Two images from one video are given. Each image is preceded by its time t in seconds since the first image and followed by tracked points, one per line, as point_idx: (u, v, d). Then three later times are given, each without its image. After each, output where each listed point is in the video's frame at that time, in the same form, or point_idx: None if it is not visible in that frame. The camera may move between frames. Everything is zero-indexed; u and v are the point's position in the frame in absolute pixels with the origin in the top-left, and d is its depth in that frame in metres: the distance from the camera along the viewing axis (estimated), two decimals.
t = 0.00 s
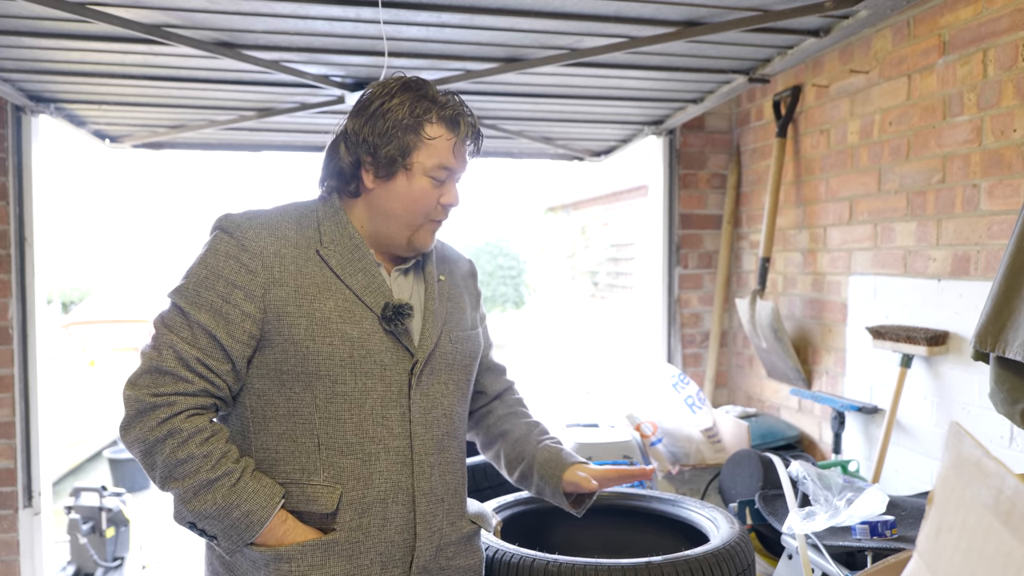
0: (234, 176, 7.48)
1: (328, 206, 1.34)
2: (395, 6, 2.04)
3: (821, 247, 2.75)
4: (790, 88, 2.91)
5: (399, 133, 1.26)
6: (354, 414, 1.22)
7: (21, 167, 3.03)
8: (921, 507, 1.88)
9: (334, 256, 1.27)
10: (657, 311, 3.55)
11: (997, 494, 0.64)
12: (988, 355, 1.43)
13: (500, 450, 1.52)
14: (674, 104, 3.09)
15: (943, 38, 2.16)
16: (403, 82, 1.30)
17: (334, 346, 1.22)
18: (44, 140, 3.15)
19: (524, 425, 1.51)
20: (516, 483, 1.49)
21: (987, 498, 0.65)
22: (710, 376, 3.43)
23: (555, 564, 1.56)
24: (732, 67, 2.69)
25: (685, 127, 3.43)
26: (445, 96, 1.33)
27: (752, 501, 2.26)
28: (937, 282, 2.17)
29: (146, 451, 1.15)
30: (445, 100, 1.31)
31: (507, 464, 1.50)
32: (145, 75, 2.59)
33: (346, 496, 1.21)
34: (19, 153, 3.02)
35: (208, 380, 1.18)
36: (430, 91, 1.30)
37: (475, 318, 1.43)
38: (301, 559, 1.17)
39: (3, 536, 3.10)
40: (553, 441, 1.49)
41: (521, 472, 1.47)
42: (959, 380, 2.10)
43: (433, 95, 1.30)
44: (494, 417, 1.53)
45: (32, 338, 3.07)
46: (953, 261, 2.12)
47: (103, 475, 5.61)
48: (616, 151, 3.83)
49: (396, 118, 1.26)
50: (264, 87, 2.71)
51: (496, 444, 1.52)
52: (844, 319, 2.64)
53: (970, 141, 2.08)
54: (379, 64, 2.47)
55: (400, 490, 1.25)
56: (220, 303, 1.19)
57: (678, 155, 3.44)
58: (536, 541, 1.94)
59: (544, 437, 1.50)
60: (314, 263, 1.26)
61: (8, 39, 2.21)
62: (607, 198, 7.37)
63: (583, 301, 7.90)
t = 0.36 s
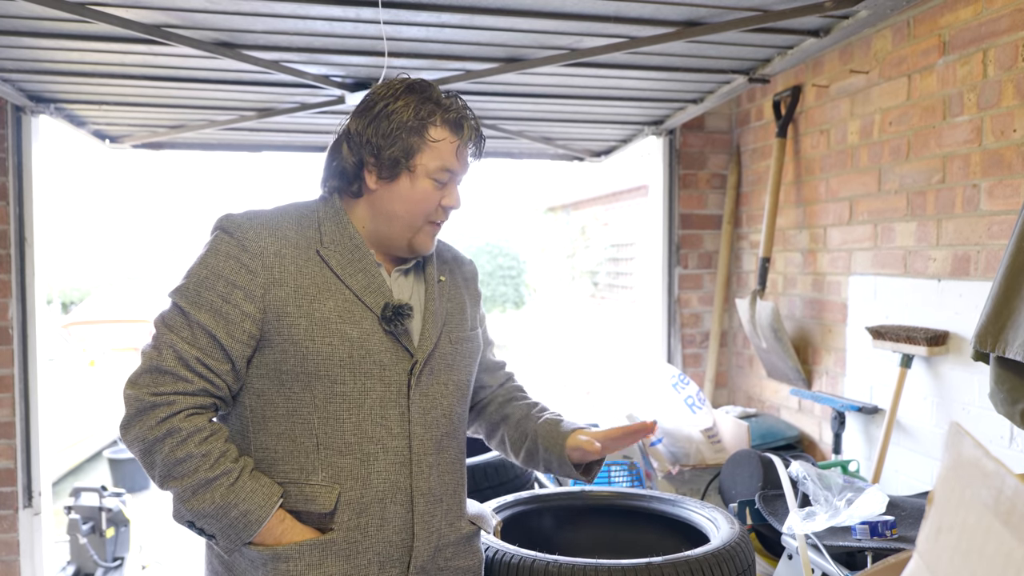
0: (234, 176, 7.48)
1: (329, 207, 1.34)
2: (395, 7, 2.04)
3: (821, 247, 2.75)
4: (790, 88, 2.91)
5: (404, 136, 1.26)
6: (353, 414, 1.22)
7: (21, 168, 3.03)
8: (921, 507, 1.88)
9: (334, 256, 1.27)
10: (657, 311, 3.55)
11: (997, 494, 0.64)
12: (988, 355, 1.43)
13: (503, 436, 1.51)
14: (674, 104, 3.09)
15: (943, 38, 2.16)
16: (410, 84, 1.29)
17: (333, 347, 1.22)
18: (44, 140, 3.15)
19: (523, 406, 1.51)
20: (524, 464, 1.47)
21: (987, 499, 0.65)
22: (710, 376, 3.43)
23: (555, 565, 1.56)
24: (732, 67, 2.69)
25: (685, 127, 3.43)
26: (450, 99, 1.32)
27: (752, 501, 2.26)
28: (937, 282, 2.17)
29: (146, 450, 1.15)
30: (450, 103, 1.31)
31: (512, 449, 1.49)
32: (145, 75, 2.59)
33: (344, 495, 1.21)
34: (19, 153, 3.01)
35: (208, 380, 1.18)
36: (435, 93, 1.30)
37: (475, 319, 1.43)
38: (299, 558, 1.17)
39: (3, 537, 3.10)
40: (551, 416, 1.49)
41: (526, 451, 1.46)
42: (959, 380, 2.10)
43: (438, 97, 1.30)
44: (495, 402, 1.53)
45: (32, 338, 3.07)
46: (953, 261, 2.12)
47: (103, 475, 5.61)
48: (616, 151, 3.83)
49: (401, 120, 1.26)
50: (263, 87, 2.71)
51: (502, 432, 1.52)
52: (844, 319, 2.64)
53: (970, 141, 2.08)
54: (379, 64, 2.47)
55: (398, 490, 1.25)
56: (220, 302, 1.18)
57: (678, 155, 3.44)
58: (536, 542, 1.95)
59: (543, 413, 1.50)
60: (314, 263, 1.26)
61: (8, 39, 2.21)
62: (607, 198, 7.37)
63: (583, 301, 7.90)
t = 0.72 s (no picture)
0: (234, 176, 7.48)
1: (330, 209, 1.34)
2: (395, 7, 2.04)
3: (821, 248, 2.75)
4: (790, 88, 2.91)
5: (372, 120, 1.31)
6: (351, 413, 1.22)
7: (21, 168, 3.03)
8: (921, 507, 1.88)
9: (334, 256, 1.27)
10: (657, 311, 3.55)
11: (997, 494, 0.64)
12: (988, 355, 1.43)
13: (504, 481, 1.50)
14: (674, 104, 3.09)
15: (943, 39, 2.16)
16: (394, 78, 1.34)
17: (331, 345, 1.22)
18: (44, 140, 3.15)
19: (528, 463, 1.48)
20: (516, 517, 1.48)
21: (987, 499, 0.65)
22: (710, 376, 3.43)
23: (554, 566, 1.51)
24: (732, 67, 2.69)
25: (685, 127, 3.43)
26: (437, 90, 1.34)
27: (752, 501, 2.26)
28: (937, 282, 2.17)
29: (146, 445, 1.16)
30: (432, 92, 1.33)
31: (506, 492, 1.49)
32: (145, 75, 2.59)
33: (340, 493, 1.21)
34: (19, 153, 3.01)
35: (207, 377, 1.18)
36: (417, 83, 1.33)
37: (476, 319, 1.42)
38: (295, 556, 1.17)
39: (3, 537, 3.10)
40: (558, 492, 1.46)
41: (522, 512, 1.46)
42: (959, 380, 2.10)
43: (419, 87, 1.33)
44: (500, 442, 1.51)
45: (32, 338, 3.07)
46: (953, 261, 2.12)
47: (103, 475, 5.61)
48: (616, 151, 3.82)
49: (373, 106, 1.31)
50: (263, 87, 2.71)
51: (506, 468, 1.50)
52: (844, 319, 2.64)
53: (970, 141, 2.08)
54: (379, 64, 2.47)
55: (395, 489, 1.25)
56: (220, 300, 1.19)
57: (678, 155, 3.44)
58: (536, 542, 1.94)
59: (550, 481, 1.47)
60: (314, 262, 1.26)
61: (8, 39, 2.21)
62: (608, 198, 7.37)
63: (583, 302, 7.91)
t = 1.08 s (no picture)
0: (234, 177, 7.48)
1: (332, 211, 1.34)
2: (395, 7, 2.04)
3: (821, 248, 2.75)
4: (790, 88, 2.91)
5: (368, 118, 1.31)
6: (346, 414, 1.22)
7: (21, 168, 3.02)
8: (921, 507, 1.88)
9: (333, 257, 1.27)
10: (657, 312, 3.55)
11: (997, 495, 0.64)
12: (988, 356, 1.43)
13: (499, 486, 1.50)
14: (674, 104, 3.09)
15: (943, 39, 2.16)
16: (389, 76, 1.34)
17: (326, 345, 1.22)
18: (44, 141, 3.15)
19: (527, 468, 1.49)
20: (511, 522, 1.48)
21: (987, 499, 0.65)
22: (710, 376, 3.43)
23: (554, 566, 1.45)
24: (732, 67, 2.69)
25: (685, 127, 3.43)
26: (432, 86, 1.34)
27: (752, 501, 2.24)
28: (937, 282, 2.17)
29: (145, 442, 1.16)
30: (426, 87, 1.32)
31: (501, 497, 1.50)
32: (145, 75, 2.59)
33: (333, 494, 1.21)
34: (19, 153, 3.01)
35: (206, 376, 1.19)
36: (411, 79, 1.33)
37: (478, 321, 1.43)
38: (286, 556, 1.17)
39: (3, 537, 3.10)
40: (553, 498, 1.46)
41: (517, 516, 1.46)
42: (959, 380, 2.10)
43: (415, 84, 1.32)
44: (501, 447, 1.51)
45: (32, 338, 3.07)
46: (953, 261, 2.12)
47: (104, 476, 5.61)
48: (616, 151, 3.82)
49: (368, 105, 1.32)
50: (263, 87, 2.70)
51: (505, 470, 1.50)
52: (844, 320, 2.64)
53: (970, 141, 2.08)
54: (379, 64, 2.47)
55: (388, 492, 1.24)
56: (218, 300, 1.19)
57: (678, 155, 3.45)
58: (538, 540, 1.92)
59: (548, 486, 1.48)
60: (313, 263, 1.26)
61: (8, 39, 2.21)
62: (608, 198, 7.37)
63: (583, 302, 7.91)
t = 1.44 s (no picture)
0: (234, 177, 7.48)
1: (329, 212, 1.34)
2: (395, 7, 2.04)
3: (821, 248, 2.75)
4: (789, 88, 2.91)
5: (361, 118, 1.32)
6: (341, 414, 1.22)
7: (21, 168, 3.02)
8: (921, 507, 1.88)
9: (329, 258, 1.27)
10: (657, 312, 3.55)
11: (997, 496, 0.64)
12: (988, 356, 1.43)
13: (501, 495, 1.50)
14: (674, 104, 3.09)
15: (942, 39, 2.16)
16: (383, 77, 1.35)
17: (322, 346, 1.22)
18: (44, 141, 3.15)
19: (528, 482, 1.47)
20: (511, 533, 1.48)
21: (987, 500, 0.65)
22: (710, 376, 3.43)
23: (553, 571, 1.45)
24: (732, 68, 2.69)
25: (685, 128, 3.43)
26: (424, 85, 1.34)
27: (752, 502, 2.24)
28: (937, 283, 2.17)
29: (144, 444, 1.17)
30: (419, 86, 1.33)
31: (501, 504, 1.50)
32: (145, 75, 2.59)
33: (328, 494, 1.21)
34: (19, 153, 3.01)
35: (203, 378, 1.19)
36: (404, 79, 1.34)
37: (476, 319, 1.42)
38: (282, 556, 1.17)
39: (3, 537, 3.10)
40: (556, 516, 1.45)
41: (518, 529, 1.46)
42: (959, 380, 2.10)
43: (408, 83, 1.33)
44: (502, 454, 1.51)
45: (32, 338, 3.07)
46: (953, 261, 2.12)
47: (104, 476, 5.61)
48: (616, 151, 3.82)
49: (362, 105, 1.33)
50: (263, 87, 2.70)
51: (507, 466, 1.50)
52: (844, 320, 2.64)
53: (970, 142, 2.08)
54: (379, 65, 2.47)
55: (384, 491, 1.24)
56: (215, 303, 1.19)
57: (677, 155, 3.45)
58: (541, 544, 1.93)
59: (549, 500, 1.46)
60: (309, 265, 1.26)
61: (8, 39, 2.21)
62: (608, 198, 7.37)
63: (583, 302, 7.91)
